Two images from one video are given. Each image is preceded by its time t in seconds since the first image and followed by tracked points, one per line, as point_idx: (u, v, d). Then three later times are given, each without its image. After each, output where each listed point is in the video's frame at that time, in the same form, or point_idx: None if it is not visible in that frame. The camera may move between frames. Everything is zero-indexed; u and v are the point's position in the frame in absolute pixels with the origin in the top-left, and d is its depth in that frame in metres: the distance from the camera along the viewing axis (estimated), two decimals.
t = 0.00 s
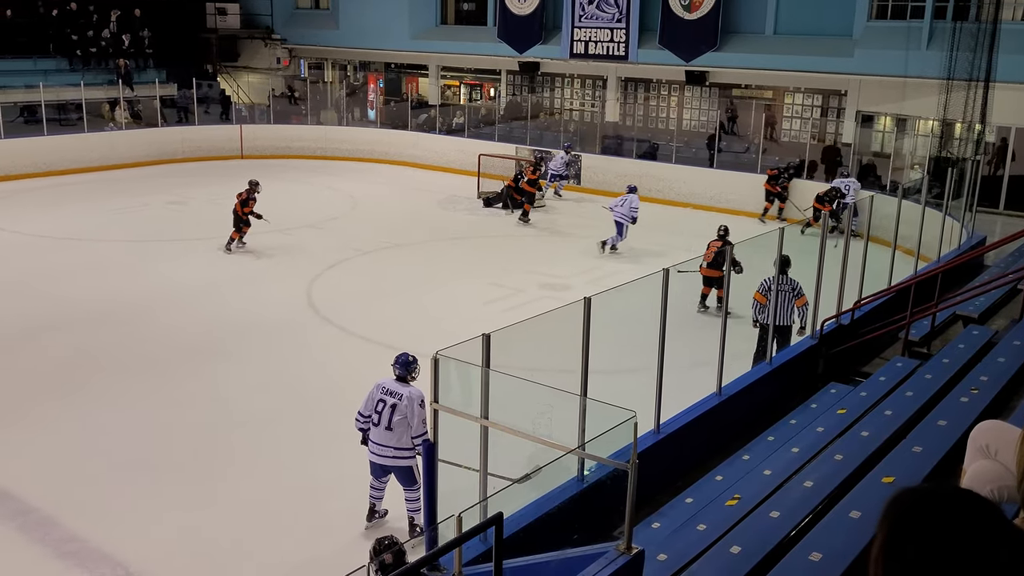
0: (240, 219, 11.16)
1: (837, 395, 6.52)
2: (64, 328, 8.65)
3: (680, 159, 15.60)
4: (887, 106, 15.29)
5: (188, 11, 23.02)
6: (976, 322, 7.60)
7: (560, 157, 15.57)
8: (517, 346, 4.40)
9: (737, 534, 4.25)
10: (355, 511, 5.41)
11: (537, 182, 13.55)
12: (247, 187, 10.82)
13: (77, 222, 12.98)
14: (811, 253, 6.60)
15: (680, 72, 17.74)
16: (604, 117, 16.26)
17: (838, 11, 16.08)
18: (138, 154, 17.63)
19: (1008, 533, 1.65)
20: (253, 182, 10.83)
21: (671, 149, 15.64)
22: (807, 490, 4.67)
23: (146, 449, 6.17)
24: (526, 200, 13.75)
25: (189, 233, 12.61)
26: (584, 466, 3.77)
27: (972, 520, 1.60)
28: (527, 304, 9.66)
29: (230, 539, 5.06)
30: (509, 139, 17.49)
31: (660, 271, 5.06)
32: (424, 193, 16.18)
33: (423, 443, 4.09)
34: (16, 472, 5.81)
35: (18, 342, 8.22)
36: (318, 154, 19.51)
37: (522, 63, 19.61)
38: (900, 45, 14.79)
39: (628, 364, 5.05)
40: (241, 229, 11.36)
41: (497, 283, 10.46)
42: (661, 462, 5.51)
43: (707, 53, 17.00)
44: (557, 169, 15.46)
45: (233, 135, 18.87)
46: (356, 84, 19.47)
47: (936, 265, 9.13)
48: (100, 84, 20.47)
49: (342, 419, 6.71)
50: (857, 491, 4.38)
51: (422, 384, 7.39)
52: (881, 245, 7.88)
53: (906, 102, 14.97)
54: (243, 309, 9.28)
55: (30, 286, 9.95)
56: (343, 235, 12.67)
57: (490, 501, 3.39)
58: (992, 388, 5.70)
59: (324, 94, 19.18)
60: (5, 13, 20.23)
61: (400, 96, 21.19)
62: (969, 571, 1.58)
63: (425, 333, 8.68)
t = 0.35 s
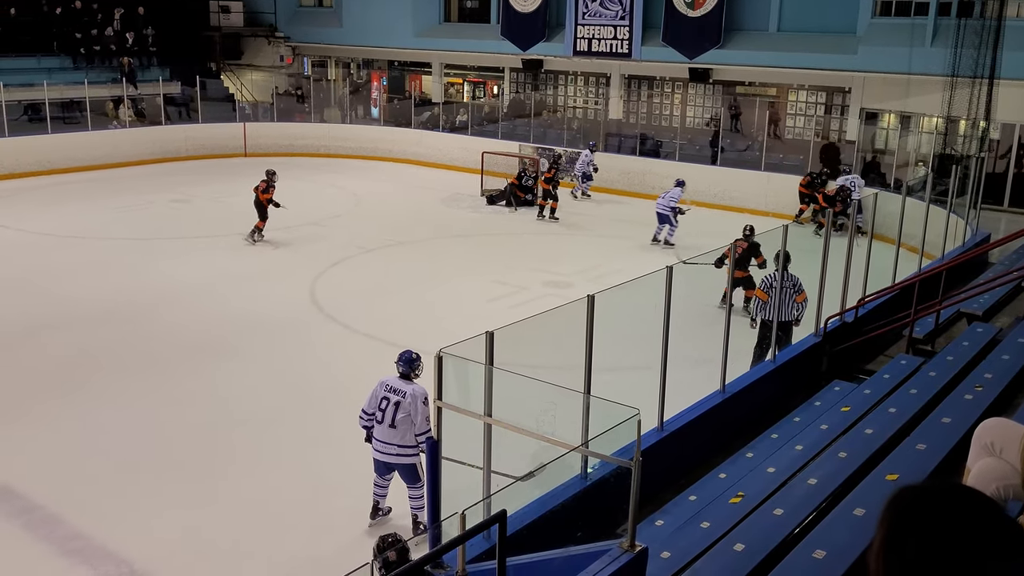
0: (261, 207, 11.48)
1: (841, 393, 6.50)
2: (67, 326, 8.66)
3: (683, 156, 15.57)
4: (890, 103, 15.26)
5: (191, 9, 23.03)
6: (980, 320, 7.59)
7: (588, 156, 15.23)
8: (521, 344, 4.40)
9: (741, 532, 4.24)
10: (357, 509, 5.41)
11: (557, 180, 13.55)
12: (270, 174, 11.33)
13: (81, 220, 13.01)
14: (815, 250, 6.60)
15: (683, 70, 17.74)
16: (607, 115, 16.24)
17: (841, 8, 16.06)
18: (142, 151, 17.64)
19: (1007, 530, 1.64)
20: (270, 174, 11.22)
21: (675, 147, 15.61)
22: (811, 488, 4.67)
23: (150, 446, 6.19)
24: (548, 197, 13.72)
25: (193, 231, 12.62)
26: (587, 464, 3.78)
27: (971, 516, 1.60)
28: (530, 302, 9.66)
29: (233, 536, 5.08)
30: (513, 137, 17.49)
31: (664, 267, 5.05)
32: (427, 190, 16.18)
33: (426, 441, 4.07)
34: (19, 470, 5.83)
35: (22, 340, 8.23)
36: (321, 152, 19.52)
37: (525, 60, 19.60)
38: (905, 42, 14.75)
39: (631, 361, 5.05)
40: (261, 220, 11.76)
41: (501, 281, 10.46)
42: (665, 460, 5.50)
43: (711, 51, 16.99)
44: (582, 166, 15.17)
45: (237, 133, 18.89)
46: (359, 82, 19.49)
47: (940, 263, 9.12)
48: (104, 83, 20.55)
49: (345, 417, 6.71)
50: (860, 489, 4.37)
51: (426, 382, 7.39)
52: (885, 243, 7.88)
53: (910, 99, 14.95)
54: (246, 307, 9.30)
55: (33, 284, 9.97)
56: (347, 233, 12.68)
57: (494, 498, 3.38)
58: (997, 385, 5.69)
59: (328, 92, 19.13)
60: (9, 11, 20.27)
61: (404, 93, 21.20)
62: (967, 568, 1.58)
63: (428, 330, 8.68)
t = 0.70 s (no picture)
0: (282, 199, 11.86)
1: (841, 391, 6.50)
2: (68, 324, 8.66)
3: (684, 155, 15.56)
4: (891, 102, 15.25)
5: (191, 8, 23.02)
6: (980, 318, 7.60)
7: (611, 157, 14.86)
8: (522, 342, 4.40)
9: (741, 530, 4.24)
10: (358, 507, 5.41)
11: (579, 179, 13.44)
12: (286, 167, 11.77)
13: (81, 219, 13.00)
14: (816, 249, 6.61)
15: (684, 68, 17.74)
16: (608, 114, 16.22)
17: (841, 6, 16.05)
18: (142, 150, 17.64)
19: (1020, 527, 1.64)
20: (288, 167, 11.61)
21: (676, 145, 15.61)
22: (812, 486, 4.67)
23: (151, 445, 6.19)
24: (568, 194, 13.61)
25: (194, 230, 12.62)
26: (587, 462, 3.78)
27: (986, 512, 1.60)
28: (531, 300, 9.66)
29: (235, 535, 5.08)
30: (513, 135, 17.48)
31: (665, 265, 5.05)
32: (428, 189, 16.18)
33: (426, 438, 4.05)
34: (20, 469, 5.83)
35: (22, 338, 8.23)
36: (322, 151, 19.52)
37: (526, 59, 19.59)
38: (905, 40, 14.74)
39: (632, 360, 5.06)
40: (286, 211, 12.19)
41: (502, 279, 10.46)
42: (665, 458, 5.50)
43: (712, 49, 16.97)
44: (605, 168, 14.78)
45: (237, 132, 18.88)
46: (360, 80, 19.46)
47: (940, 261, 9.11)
48: (104, 82, 20.53)
49: (346, 415, 6.72)
50: (860, 487, 4.37)
51: (428, 381, 7.39)
52: (885, 241, 7.88)
53: (911, 97, 14.95)
54: (247, 306, 9.29)
55: (34, 282, 9.96)
56: (348, 232, 12.69)
57: (495, 497, 3.38)
58: (997, 384, 5.69)
59: (328, 91, 19.15)
60: (10, 10, 20.30)
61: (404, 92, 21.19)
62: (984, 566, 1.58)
63: (430, 329, 8.68)
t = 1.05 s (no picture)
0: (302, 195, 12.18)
1: (838, 391, 6.51)
2: (65, 325, 8.65)
3: (681, 155, 15.57)
4: (888, 102, 15.26)
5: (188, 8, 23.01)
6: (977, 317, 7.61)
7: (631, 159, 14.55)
8: (518, 342, 4.40)
9: (738, 529, 4.25)
10: (356, 508, 5.40)
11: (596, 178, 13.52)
12: (306, 165, 11.97)
13: (78, 219, 12.99)
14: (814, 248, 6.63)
15: (681, 68, 17.75)
16: (605, 113, 16.18)
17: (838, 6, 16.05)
18: (139, 150, 17.62)
19: (1002, 523, 1.65)
20: (309, 163, 11.87)
21: (673, 145, 15.61)
22: (809, 485, 4.68)
23: (150, 445, 6.19)
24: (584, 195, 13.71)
25: (191, 229, 12.61)
26: (585, 462, 3.78)
27: (966, 510, 1.60)
28: (528, 300, 9.65)
29: (235, 535, 5.08)
30: (511, 135, 17.48)
31: (662, 264, 5.04)
32: (425, 189, 16.17)
33: (425, 438, 4.13)
34: (18, 469, 5.82)
35: (20, 339, 8.22)
36: (319, 150, 19.51)
37: (523, 59, 19.58)
38: (902, 40, 14.74)
39: (628, 359, 5.06)
40: (303, 208, 12.50)
41: (499, 279, 10.46)
42: (662, 458, 5.51)
43: (709, 49, 16.95)
44: (626, 171, 14.46)
45: (234, 132, 18.87)
46: (357, 80, 19.40)
47: (938, 260, 9.12)
48: (100, 81, 20.48)
49: (344, 415, 6.71)
50: (857, 487, 4.37)
51: (425, 381, 7.39)
52: (882, 240, 7.87)
53: (908, 97, 14.98)
54: (245, 306, 9.28)
55: (30, 282, 9.95)
56: (346, 231, 12.68)
57: (492, 496, 3.39)
58: (993, 383, 5.70)
59: (325, 91, 19.12)
60: (7, 10, 20.28)
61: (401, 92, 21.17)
62: (967, 563, 1.60)
63: (427, 329, 8.68)
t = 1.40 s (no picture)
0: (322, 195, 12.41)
1: (835, 391, 6.53)
2: (62, 325, 8.64)
3: (678, 156, 15.56)
4: (885, 102, 15.27)
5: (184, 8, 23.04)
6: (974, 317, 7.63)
7: (649, 162, 14.13)
8: (515, 343, 4.38)
9: (735, 529, 4.25)
10: (354, 508, 5.41)
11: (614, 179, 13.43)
12: (328, 166, 12.11)
13: (75, 219, 12.97)
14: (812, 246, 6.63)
15: (678, 68, 17.74)
16: (602, 114, 16.17)
17: (834, 6, 16.05)
18: (136, 151, 17.60)
19: (1007, 523, 1.65)
20: (332, 163, 12.07)
21: (670, 145, 15.58)
22: (806, 485, 4.68)
23: (148, 445, 6.18)
24: (604, 196, 13.68)
25: (187, 230, 12.59)
26: (582, 462, 3.80)
27: (970, 510, 1.61)
28: (526, 300, 9.66)
29: (234, 535, 5.08)
30: (508, 135, 17.47)
31: (660, 264, 5.04)
32: (422, 189, 16.17)
33: (420, 438, 4.10)
34: (15, 470, 5.81)
35: (17, 339, 8.21)
36: (316, 151, 19.50)
37: (520, 59, 19.57)
38: (899, 40, 14.75)
39: (625, 360, 5.06)
40: (326, 205, 12.70)
41: (497, 279, 10.46)
42: (659, 458, 5.52)
43: (706, 49, 16.94)
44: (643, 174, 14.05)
45: (231, 132, 18.85)
46: (354, 80, 19.39)
47: (934, 260, 9.13)
48: (97, 82, 20.47)
49: (342, 415, 6.72)
50: (855, 487, 4.38)
51: (422, 381, 7.39)
52: (878, 241, 7.88)
53: (904, 97, 14.99)
54: (242, 306, 9.27)
55: (27, 283, 9.94)
56: (342, 232, 12.67)
57: (489, 497, 3.40)
58: (990, 383, 5.71)
59: (322, 91, 19.10)
60: (3, 10, 20.26)
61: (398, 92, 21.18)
62: (971, 562, 1.60)
63: (425, 329, 8.68)
